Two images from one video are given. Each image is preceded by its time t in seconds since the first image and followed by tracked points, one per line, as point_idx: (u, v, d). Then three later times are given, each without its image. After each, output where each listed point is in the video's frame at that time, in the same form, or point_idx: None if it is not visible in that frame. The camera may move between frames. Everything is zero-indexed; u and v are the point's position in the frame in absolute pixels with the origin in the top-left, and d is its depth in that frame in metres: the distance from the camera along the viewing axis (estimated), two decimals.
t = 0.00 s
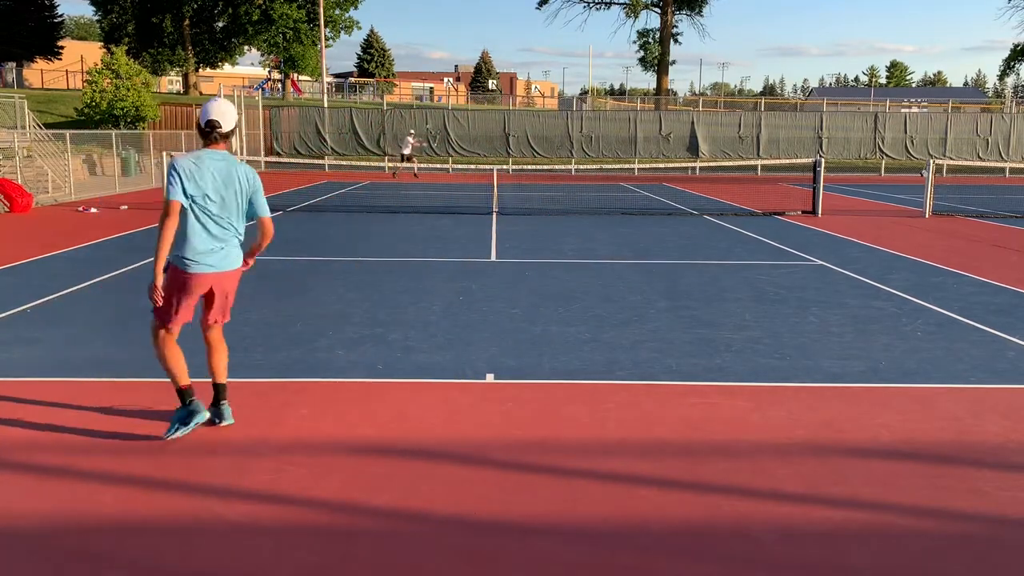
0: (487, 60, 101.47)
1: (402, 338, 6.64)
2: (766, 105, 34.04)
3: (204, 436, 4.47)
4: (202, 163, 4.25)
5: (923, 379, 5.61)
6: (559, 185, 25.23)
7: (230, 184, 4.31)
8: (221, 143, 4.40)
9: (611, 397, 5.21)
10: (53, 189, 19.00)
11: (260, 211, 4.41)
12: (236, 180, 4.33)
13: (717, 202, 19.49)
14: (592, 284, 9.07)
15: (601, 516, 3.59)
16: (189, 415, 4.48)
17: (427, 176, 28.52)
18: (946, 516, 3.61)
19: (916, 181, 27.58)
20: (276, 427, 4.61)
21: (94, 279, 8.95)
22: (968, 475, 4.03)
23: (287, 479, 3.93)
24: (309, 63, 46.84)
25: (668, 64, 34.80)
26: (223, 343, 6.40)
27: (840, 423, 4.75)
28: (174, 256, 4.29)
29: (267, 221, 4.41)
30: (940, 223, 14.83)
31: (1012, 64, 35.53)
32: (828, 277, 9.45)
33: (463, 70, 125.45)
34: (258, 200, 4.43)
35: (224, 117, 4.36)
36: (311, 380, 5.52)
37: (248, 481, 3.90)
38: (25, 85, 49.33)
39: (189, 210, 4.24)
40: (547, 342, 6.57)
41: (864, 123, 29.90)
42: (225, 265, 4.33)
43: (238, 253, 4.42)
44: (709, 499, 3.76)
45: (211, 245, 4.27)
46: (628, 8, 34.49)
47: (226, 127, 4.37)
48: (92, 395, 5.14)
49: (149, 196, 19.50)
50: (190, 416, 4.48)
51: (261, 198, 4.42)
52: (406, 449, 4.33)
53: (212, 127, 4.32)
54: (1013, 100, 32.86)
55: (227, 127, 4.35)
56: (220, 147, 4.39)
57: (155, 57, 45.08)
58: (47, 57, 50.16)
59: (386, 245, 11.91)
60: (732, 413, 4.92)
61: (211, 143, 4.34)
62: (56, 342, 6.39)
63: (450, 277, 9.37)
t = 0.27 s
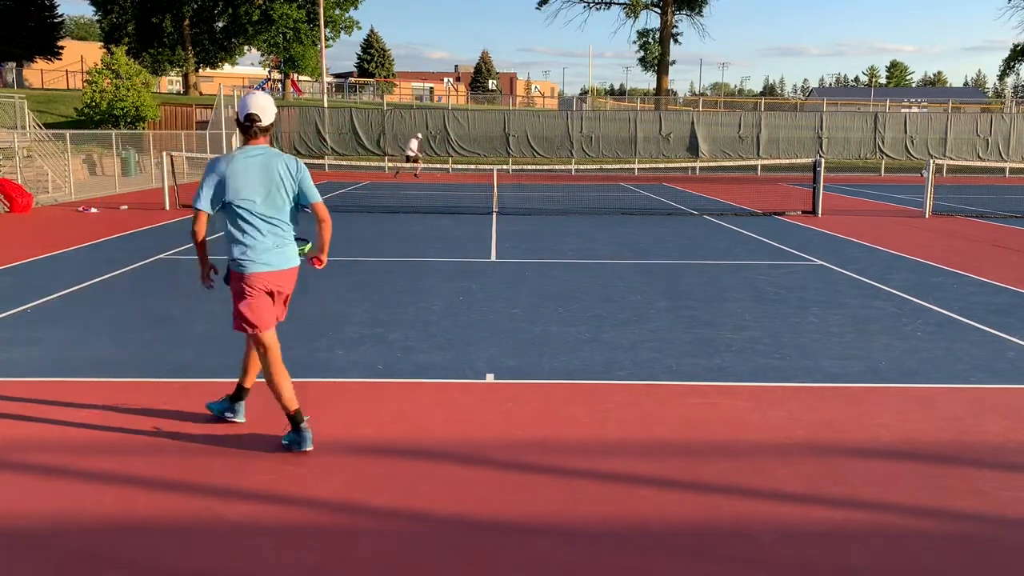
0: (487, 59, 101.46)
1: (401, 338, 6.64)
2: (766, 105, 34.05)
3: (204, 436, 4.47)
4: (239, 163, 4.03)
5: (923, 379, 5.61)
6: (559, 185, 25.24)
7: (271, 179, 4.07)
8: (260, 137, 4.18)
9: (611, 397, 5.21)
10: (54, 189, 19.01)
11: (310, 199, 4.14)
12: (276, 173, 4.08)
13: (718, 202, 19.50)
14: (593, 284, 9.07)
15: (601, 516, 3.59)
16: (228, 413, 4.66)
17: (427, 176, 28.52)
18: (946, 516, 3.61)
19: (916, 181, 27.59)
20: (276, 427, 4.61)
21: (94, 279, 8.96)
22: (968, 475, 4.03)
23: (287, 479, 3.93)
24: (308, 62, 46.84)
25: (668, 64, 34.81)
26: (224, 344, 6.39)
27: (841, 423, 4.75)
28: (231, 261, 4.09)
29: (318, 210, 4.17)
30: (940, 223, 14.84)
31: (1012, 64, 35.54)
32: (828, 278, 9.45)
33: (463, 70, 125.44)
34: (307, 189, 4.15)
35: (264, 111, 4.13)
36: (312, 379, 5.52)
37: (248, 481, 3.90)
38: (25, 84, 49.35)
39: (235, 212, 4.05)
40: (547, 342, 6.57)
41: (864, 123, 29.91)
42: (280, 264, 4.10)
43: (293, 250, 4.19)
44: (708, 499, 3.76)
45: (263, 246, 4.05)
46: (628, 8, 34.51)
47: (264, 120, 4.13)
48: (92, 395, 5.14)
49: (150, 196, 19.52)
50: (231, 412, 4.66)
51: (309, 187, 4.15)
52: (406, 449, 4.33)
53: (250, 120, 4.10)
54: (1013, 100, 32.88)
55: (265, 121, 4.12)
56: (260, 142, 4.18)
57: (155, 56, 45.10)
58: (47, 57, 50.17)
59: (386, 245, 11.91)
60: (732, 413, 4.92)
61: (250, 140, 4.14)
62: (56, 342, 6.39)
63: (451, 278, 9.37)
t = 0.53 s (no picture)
0: (487, 59, 101.42)
1: (402, 339, 6.64)
2: (766, 105, 34.05)
3: (205, 436, 4.47)
4: (281, 154, 4.06)
5: (923, 379, 5.61)
6: (559, 185, 25.24)
7: (308, 168, 4.03)
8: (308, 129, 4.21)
9: (611, 397, 5.21)
10: (53, 189, 19.00)
11: (348, 193, 4.12)
12: (315, 161, 4.04)
13: (718, 202, 19.50)
14: (592, 284, 9.07)
15: (602, 516, 3.59)
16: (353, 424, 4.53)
17: (428, 176, 28.51)
18: (946, 516, 3.61)
19: (916, 181, 27.59)
20: (277, 427, 4.61)
21: (94, 279, 8.96)
22: (968, 475, 4.03)
23: (288, 479, 3.93)
24: (308, 62, 46.84)
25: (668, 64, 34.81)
26: (224, 344, 6.39)
27: (841, 423, 4.75)
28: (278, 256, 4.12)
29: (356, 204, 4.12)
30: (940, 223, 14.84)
31: (1012, 64, 35.54)
32: (828, 278, 9.45)
33: (463, 70, 125.43)
34: (346, 180, 4.09)
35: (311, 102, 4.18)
36: (312, 379, 5.52)
37: (249, 481, 3.90)
38: (25, 84, 49.36)
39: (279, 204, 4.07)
40: (547, 342, 6.57)
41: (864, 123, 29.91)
42: (322, 259, 4.03)
43: (338, 242, 4.09)
44: (709, 499, 3.76)
45: (305, 239, 4.02)
46: (628, 8, 34.52)
47: (311, 111, 4.17)
48: (93, 395, 5.13)
49: (149, 196, 19.51)
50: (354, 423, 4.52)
51: (347, 177, 4.09)
52: (406, 449, 4.33)
53: (296, 112, 4.16)
54: (1012, 100, 32.88)
55: (311, 111, 4.16)
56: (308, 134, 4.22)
57: (155, 57, 45.10)
58: (47, 57, 50.17)
59: (386, 245, 11.91)
60: (732, 413, 4.92)
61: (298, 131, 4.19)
62: (56, 342, 6.39)
63: (451, 278, 9.37)
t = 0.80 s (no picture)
0: (487, 59, 101.42)
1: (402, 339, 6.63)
2: (767, 105, 34.05)
3: (206, 436, 4.47)
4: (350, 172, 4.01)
5: (923, 379, 5.61)
6: (559, 185, 25.23)
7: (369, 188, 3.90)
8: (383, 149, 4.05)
9: (612, 397, 5.21)
10: (53, 189, 19.00)
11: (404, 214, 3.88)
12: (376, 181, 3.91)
13: (718, 202, 19.49)
14: (593, 284, 9.06)
15: (602, 516, 3.59)
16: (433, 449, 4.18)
17: (428, 176, 28.52)
18: (946, 516, 3.61)
19: (916, 181, 27.58)
20: (278, 428, 4.60)
21: (93, 279, 8.96)
22: (968, 476, 4.02)
23: (289, 479, 3.93)
24: (308, 62, 46.86)
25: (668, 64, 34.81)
26: (224, 344, 6.39)
27: (841, 423, 4.75)
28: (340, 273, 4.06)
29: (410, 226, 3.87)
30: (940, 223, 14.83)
31: (1012, 64, 35.53)
32: (828, 278, 9.44)
33: (463, 70, 125.48)
34: (404, 200, 3.88)
35: (386, 121, 3.98)
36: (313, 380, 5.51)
37: (249, 482, 3.90)
38: (25, 84, 49.38)
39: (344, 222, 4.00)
40: (547, 342, 6.56)
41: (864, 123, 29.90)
42: (371, 279, 3.87)
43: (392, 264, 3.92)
44: (708, 499, 3.76)
45: (355, 259, 3.88)
46: (628, 8, 34.53)
47: (386, 130, 3.98)
48: (93, 395, 5.13)
49: (149, 195, 19.50)
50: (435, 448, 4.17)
51: (405, 200, 3.89)
52: (406, 450, 4.32)
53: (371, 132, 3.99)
54: (1012, 100, 32.87)
55: (387, 131, 3.97)
56: (383, 154, 4.07)
57: (155, 56, 45.12)
58: (47, 57, 50.18)
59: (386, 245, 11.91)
60: (732, 413, 4.92)
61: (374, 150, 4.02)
62: (55, 342, 6.39)
63: (450, 278, 9.37)
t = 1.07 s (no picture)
0: (487, 59, 101.41)
1: (402, 339, 6.64)
2: (766, 105, 34.04)
3: (207, 436, 4.47)
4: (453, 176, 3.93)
5: (923, 379, 5.60)
6: (559, 185, 25.23)
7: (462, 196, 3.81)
8: (486, 153, 3.88)
9: (612, 397, 5.20)
10: (54, 189, 19.00)
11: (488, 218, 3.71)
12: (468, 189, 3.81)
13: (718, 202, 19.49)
14: (592, 284, 9.06)
15: (602, 516, 3.59)
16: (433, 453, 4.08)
17: (428, 176, 28.52)
18: (946, 516, 3.61)
19: (916, 181, 27.58)
20: (278, 428, 4.60)
21: (93, 279, 8.96)
22: (968, 476, 4.02)
23: (289, 479, 3.93)
24: (308, 62, 46.86)
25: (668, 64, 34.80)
26: (224, 344, 6.39)
27: (841, 423, 4.75)
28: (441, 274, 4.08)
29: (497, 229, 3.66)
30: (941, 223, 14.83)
31: (1012, 64, 35.53)
32: (828, 278, 9.44)
33: (463, 70, 125.49)
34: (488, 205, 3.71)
35: (487, 126, 3.84)
36: (313, 380, 5.51)
37: (250, 482, 3.90)
38: (25, 84, 49.38)
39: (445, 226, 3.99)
40: (547, 342, 6.56)
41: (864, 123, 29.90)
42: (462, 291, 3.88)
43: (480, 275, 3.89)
44: (708, 499, 3.76)
45: (448, 268, 3.89)
46: (628, 8, 34.53)
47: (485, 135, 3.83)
48: (93, 395, 5.13)
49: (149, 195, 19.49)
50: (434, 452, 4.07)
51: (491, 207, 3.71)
52: (407, 450, 4.32)
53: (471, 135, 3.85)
54: (1012, 100, 32.86)
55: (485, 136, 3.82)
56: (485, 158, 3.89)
57: (155, 56, 45.13)
58: (47, 57, 50.18)
59: (386, 245, 11.91)
60: (732, 413, 4.92)
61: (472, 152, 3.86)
62: (56, 342, 6.39)
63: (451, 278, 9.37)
